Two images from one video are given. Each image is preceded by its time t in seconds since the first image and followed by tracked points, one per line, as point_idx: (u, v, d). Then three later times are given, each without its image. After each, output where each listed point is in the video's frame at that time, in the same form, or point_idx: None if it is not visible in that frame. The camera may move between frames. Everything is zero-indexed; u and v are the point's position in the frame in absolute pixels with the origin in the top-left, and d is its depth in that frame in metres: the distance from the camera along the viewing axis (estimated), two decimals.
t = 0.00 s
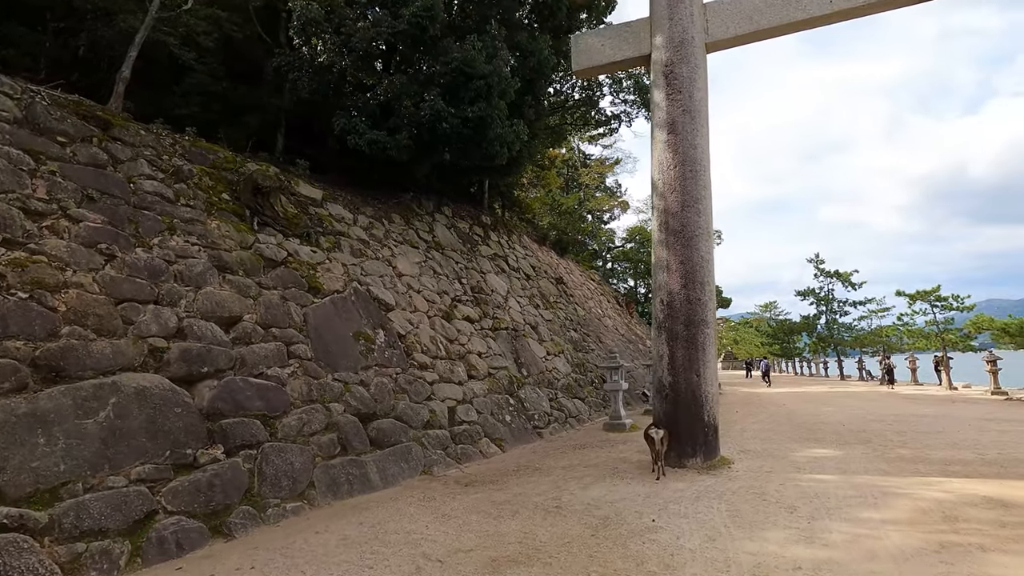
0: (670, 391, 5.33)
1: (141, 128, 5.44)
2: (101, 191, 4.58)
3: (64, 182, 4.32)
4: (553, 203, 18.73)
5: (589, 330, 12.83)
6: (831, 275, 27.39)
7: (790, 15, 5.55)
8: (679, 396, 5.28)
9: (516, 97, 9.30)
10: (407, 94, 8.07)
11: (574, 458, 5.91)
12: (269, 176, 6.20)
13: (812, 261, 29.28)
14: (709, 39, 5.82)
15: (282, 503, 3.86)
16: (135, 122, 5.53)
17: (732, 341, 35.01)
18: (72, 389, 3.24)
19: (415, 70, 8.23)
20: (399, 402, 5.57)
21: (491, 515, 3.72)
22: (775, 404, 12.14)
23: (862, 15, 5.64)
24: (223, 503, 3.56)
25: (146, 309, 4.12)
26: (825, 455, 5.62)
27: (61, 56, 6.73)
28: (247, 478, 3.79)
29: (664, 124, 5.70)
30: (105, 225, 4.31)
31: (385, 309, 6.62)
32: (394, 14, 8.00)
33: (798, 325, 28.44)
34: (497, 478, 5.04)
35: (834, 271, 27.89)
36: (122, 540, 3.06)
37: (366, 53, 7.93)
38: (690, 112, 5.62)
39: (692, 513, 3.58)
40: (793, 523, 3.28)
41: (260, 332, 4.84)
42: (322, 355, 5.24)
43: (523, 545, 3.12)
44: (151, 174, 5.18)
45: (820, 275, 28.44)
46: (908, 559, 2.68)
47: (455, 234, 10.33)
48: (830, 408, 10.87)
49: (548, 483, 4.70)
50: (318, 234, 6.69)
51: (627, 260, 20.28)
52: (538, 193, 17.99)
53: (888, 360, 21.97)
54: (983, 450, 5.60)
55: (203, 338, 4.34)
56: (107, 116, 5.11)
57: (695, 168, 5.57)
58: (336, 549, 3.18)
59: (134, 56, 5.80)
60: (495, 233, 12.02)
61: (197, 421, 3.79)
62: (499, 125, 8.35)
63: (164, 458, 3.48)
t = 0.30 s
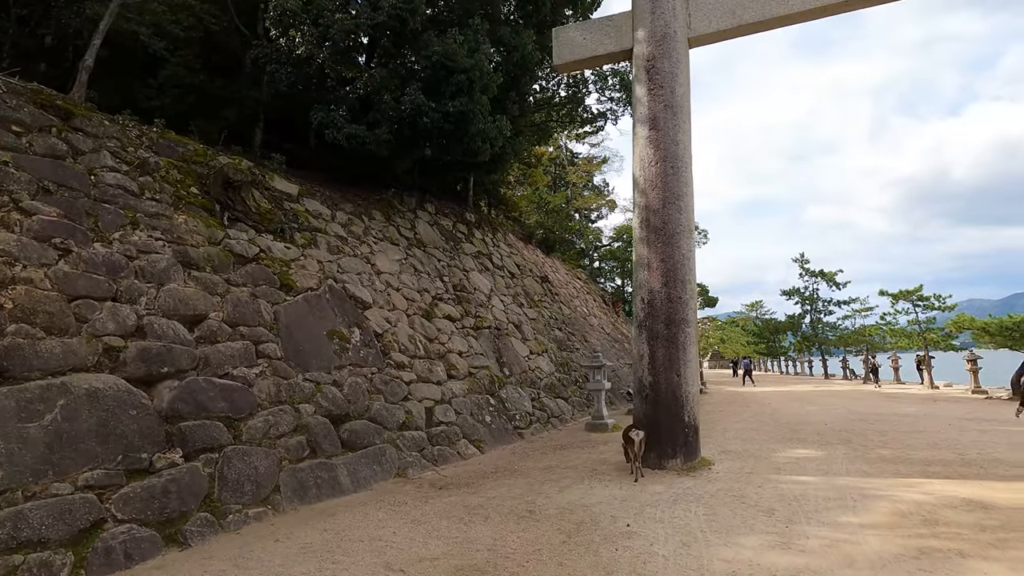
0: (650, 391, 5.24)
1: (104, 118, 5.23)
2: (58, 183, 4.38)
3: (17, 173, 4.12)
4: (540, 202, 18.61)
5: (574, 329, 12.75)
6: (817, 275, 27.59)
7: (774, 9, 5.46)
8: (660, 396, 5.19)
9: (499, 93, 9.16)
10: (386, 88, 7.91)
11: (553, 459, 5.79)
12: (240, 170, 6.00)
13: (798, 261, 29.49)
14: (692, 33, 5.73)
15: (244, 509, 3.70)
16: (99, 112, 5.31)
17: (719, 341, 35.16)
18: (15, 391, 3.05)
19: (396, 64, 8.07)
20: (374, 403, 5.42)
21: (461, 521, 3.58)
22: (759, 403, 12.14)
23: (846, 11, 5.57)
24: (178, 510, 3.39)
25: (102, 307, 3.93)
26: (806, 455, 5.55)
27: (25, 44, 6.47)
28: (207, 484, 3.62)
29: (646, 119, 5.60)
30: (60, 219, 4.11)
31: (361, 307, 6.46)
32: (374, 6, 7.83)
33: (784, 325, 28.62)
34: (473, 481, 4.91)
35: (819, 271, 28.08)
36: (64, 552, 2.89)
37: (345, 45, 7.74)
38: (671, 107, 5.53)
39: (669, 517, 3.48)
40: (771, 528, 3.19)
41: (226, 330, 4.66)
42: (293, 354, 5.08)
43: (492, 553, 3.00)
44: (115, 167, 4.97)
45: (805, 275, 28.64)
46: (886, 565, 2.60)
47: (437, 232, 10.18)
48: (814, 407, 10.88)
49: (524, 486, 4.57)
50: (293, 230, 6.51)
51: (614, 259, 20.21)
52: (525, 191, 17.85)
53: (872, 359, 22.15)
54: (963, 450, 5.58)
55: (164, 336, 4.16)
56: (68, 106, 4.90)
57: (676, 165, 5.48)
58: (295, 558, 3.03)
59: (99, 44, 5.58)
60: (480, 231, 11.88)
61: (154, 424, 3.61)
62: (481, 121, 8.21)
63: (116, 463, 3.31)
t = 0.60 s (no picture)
0: (632, 386, 5.13)
1: (64, 103, 4.99)
2: (11, 169, 4.15)
3: None
4: (527, 197, 18.45)
5: (560, 325, 12.64)
6: (803, 271, 27.73)
7: None
8: (642, 391, 5.08)
9: (482, 84, 9.00)
10: (366, 77, 7.71)
11: (534, 456, 5.67)
12: (210, 159, 5.78)
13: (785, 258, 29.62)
14: (675, 21, 5.60)
15: (204, 510, 3.53)
16: (59, 97, 5.07)
17: (707, 337, 35.28)
18: None
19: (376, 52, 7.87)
20: (349, 400, 5.25)
21: (433, 522, 3.44)
22: (745, 399, 12.10)
23: None
24: (131, 514, 3.21)
25: (55, 299, 3.72)
26: (790, 451, 5.47)
27: None
28: (164, 485, 3.44)
29: (628, 108, 5.48)
30: (12, 207, 3.89)
31: (338, 302, 6.28)
32: None
33: (770, 321, 28.75)
34: (449, 479, 4.77)
35: (806, 267, 28.23)
36: (1, 559, 2.69)
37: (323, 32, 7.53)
38: (654, 96, 5.40)
39: (648, 516, 3.36)
40: (752, 527, 3.08)
41: (191, 325, 4.47)
42: (263, 349, 4.90)
43: (461, 556, 2.86)
44: (75, 154, 4.74)
45: (792, 271, 28.78)
46: (869, 566, 2.50)
47: (420, 226, 10.00)
48: (799, 402, 10.86)
49: (501, 484, 4.44)
50: (266, 222, 6.30)
51: (602, 255, 20.11)
52: (512, 187, 17.68)
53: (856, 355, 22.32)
54: (947, 444, 5.53)
55: (122, 331, 3.95)
56: (25, 90, 4.66)
57: (659, 155, 5.37)
58: (252, 563, 2.87)
59: (59, 26, 5.32)
60: (464, 226, 11.71)
61: (108, 422, 3.42)
62: (464, 112, 8.04)
63: (64, 464, 3.11)
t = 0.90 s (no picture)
0: (620, 384, 5.00)
1: (25, 89, 4.75)
2: None
3: None
4: (517, 192, 18.26)
5: (550, 321, 12.50)
6: (793, 267, 27.79)
7: None
8: (629, 389, 4.94)
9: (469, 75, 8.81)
10: (348, 67, 7.50)
11: (520, 456, 5.52)
12: (182, 149, 5.55)
13: (776, 254, 29.66)
14: (664, 9, 5.45)
15: (167, 518, 3.36)
16: (20, 83, 4.82)
17: (698, 333, 35.32)
18: None
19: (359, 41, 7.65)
20: (327, 400, 5.08)
21: (408, 528, 3.28)
22: (735, 395, 12.03)
23: None
24: (86, 522, 3.03)
25: (8, 295, 3.51)
26: (780, 450, 5.37)
27: None
28: (124, 491, 3.26)
29: (616, 99, 5.32)
30: None
31: (318, 298, 6.08)
32: None
33: (761, 317, 28.80)
34: (431, 481, 4.60)
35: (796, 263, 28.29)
36: None
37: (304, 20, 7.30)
38: (643, 86, 5.25)
39: (633, 521, 3.22)
40: (741, 532, 2.95)
41: (159, 322, 4.26)
42: (236, 347, 4.70)
43: (436, 566, 2.71)
44: (37, 143, 4.51)
45: (782, 267, 28.83)
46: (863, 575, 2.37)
47: (407, 220, 9.80)
48: (789, 399, 10.79)
49: (483, 486, 4.29)
50: (243, 216, 6.09)
51: (593, 251, 19.98)
52: (502, 182, 17.49)
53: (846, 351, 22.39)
54: (939, 442, 5.45)
55: (82, 328, 3.75)
56: None
57: (648, 147, 5.22)
58: None
59: (21, 8, 5.06)
60: (453, 221, 11.52)
61: (64, 425, 3.23)
62: (449, 103, 7.85)
63: (13, 470, 2.91)
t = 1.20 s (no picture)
0: (607, 379, 4.87)
1: None
2: None
3: None
4: (510, 187, 18.09)
5: (541, 317, 12.38)
6: (787, 263, 27.79)
7: None
8: (617, 385, 4.82)
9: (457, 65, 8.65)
10: (333, 55, 7.32)
11: (505, 453, 5.39)
12: (157, 137, 5.36)
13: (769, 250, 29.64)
14: None
15: (130, 519, 3.20)
16: None
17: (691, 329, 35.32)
18: None
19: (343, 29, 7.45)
20: (306, 396, 4.92)
21: (383, 530, 3.15)
22: (728, 391, 11.96)
23: None
24: (41, 525, 2.87)
25: None
26: (771, 446, 5.26)
27: None
28: (83, 492, 3.11)
29: (605, 87, 5.18)
30: None
31: (299, 291, 5.92)
32: None
33: (754, 313, 28.80)
34: (411, 479, 4.47)
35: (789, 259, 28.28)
36: None
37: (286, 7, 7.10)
38: (632, 74, 5.11)
39: (616, 521, 3.10)
40: (728, 533, 2.83)
41: (128, 315, 4.09)
42: (211, 341, 4.54)
43: (407, 570, 2.58)
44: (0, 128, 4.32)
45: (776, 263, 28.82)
46: None
47: (395, 214, 9.63)
48: (781, 395, 10.72)
49: (465, 485, 4.16)
50: (222, 207, 5.91)
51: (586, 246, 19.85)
52: (494, 176, 17.32)
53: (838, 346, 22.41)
54: (931, 438, 5.36)
55: (42, 321, 3.57)
56: None
57: (637, 136, 5.09)
58: None
59: None
60: (443, 214, 11.35)
61: (19, 423, 3.06)
62: (437, 94, 7.67)
63: None
